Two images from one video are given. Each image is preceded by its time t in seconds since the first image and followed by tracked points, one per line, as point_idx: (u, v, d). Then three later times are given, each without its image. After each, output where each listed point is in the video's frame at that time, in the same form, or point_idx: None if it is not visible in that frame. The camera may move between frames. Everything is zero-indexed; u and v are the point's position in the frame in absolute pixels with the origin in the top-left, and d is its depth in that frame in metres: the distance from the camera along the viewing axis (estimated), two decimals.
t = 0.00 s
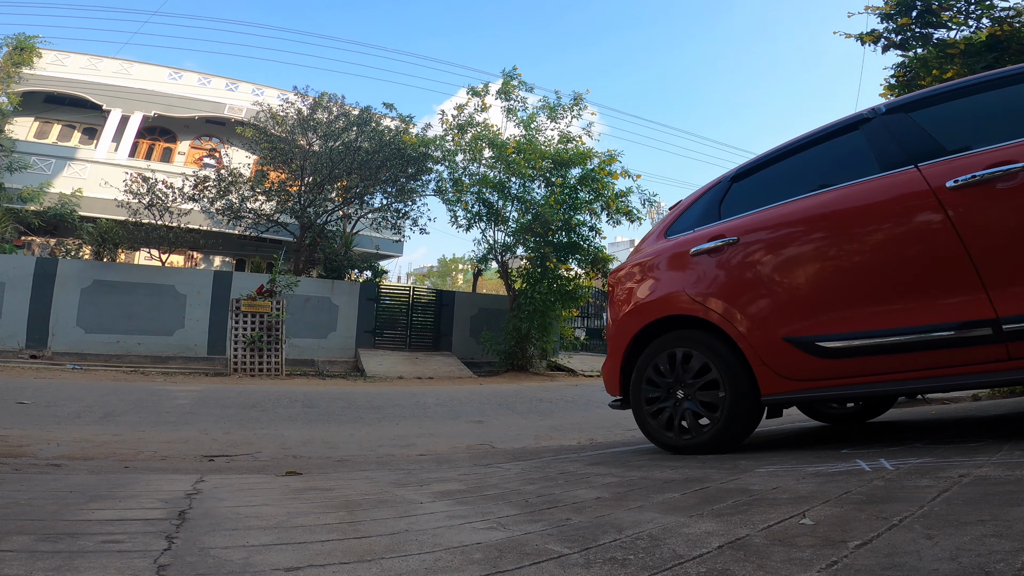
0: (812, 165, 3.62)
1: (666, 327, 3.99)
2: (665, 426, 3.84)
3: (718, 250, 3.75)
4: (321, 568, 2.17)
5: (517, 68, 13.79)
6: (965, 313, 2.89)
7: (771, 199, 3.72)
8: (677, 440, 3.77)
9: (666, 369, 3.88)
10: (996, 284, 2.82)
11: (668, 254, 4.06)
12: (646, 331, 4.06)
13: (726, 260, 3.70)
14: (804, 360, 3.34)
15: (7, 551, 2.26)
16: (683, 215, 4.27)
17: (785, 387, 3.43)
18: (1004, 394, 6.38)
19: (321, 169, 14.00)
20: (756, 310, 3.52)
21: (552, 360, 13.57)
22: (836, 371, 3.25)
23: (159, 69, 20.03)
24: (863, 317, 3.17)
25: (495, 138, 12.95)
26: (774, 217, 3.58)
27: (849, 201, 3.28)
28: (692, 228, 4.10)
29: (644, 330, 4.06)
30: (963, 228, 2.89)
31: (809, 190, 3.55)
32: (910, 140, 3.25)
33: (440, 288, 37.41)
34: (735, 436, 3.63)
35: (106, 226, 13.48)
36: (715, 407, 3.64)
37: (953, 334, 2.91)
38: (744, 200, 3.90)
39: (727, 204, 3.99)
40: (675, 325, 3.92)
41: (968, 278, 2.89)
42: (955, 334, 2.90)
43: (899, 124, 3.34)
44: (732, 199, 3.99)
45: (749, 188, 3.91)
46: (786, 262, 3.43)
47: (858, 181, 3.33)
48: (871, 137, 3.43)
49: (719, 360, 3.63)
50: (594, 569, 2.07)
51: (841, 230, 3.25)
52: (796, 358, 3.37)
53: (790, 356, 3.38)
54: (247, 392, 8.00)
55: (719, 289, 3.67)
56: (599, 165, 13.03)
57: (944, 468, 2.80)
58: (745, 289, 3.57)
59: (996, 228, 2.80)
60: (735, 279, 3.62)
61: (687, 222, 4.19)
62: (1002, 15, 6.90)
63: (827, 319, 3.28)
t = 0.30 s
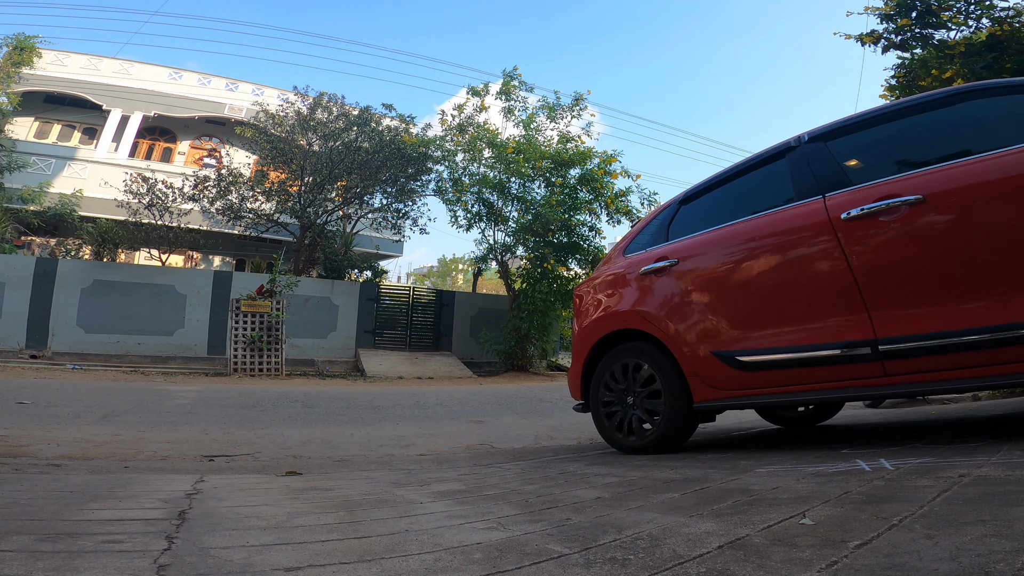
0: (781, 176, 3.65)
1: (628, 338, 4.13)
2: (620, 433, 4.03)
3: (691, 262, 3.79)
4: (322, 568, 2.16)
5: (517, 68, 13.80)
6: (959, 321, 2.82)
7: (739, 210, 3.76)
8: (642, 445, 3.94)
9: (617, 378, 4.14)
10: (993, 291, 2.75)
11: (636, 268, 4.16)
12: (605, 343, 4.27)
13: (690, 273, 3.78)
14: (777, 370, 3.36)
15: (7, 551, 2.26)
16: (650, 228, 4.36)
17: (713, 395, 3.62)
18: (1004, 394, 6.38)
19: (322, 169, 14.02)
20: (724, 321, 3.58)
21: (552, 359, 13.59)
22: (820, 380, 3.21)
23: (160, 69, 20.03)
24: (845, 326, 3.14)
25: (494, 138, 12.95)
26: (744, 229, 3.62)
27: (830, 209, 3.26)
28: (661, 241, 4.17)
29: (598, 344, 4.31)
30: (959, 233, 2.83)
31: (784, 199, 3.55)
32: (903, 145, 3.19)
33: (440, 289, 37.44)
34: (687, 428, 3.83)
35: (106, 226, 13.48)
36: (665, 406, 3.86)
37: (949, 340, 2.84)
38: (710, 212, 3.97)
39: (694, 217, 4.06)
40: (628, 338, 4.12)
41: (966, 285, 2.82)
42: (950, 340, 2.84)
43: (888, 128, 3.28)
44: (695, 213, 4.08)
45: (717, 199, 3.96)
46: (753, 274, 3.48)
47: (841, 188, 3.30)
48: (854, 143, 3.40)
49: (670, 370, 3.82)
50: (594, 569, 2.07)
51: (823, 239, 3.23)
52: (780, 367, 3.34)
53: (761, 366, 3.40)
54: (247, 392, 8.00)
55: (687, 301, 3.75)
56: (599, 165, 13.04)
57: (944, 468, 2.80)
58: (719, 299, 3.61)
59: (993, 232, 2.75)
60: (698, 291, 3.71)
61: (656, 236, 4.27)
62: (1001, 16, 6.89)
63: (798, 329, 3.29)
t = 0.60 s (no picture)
0: (757, 188, 3.74)
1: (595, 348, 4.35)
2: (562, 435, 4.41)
3: (670, 273, 3.90)
4: (321, 568, 2.17)
5: (517, 68, 13.80)
6: (948, 331, 2.84)
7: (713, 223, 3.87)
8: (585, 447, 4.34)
9: (563, 386, 4.51)
10: (983, 300, 2.77)
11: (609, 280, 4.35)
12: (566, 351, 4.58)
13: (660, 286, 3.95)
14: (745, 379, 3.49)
15: (7, 551, 2.26)
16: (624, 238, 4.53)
17: (652, 401, 3.93)
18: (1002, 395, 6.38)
19: (322, 169, 14.01)
20: (694, 331, 3.73)
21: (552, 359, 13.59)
22: (803, 388, 3.26)
23: (160, 69, 20.03)
24: (826, 335, 3.20)
25: (494, 138, 12.95)
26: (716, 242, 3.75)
27: (810, 221, 3.32)
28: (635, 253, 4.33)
29: (551, 352, 4.69)
30: (947, 244, 2.85)
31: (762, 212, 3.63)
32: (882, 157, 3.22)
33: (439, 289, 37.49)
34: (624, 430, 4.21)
35: (106, 226, 13.49)
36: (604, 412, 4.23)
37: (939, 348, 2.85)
38: (680, 225, 4.11)
39: (665, 229, 4.21)
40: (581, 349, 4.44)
41: (960, 294, 2.82)
42: (941, 348, 2.85)
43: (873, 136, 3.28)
44: (664, 225, 4.24)
45: (691, 210, 4.07)
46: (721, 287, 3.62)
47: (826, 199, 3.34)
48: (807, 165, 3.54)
49: (624, 380, 4.08)
50: (593, 569, 2.07)
51: (801, 250, 3.29)
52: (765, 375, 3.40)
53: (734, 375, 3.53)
54: (247, 392, 8.00)
55: (660, 312, 3.91)
56: (599, 165, 13.04)
57: (944, 468, 2.80)
58: (704, 306, 3.69)
59: (980, 242, 2.77)
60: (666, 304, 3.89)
61: (628, 247, 4.45)
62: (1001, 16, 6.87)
63: (769, 340, 3.40)
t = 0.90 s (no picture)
0: (692, 210, 4.05)
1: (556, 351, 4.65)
2: (520, 433, 4.82)
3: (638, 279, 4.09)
4: (321, 568, 2.16)
5: (517, 68, 13.78)
6: (845, 344, 3.10)
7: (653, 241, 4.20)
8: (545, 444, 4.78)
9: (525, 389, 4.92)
10: (876, 317, 3.03)
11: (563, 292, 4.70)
12: (526, 358, 4.97)
13: (604, 300, 4.31)
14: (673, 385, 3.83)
15: (7, 552, 2.26)
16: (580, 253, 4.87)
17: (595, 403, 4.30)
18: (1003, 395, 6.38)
19: (322, 169, 14.01)
20: (632, 343, 4.08)
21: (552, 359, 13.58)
22: (722, 396, 3.57)
23: (160, 69, 20.03)
24: (741, 347, 3.49)
25: (494, 138, 12.95)
26: (652, 261, 4.08)
27: (732, 244, 3.62)
28: (589, 268, 4.67)
29: (514, 357, 5.07)
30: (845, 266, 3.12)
31: (694, 235, 3.95)
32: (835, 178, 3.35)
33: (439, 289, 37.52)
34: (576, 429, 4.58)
35: (106, 226, 13.51)
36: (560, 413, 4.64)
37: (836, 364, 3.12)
38: (627, 242, 4.45)
39: (615, 246, 4.54)
40: (541, 355, 4.84)
41: (902, 306, 2.96)
42: (865, 358, 3.03)
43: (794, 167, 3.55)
44: (614, 241, 4.58)
45: (637, 229, 4.39)
46: (653, 302, 3.95)
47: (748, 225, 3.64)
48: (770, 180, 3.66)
49: (574, 383, 4.47)
50: (594, 569, 2.07)
51: (720, 270, 3.60)
52: (686, 382, 3.73)
53: (664, 382, 3.87)
54: (247, 392, 8.00)
55: (606, 324, 4.25)
56: (599, 166, 13.03)
57: (944, 468, 2.80)
58: (668, 310, 3.86)
59: (874, 265, 3.02)
60: (609, 317, 4.24)
61: (604, 250, 4.65)
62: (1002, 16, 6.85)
63: (693, 351, 3.72)
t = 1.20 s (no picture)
0: (654, 224, 4.33)
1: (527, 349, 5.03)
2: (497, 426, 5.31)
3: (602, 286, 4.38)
4: (321, 568, 2.17)
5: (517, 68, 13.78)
6: (761, 355, 3.38)
7: (618, 251, 4.50)
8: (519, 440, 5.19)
9: (502, 387, 5.36)
10: (786, 331, 3.30)
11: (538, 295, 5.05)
12: (503, 354, 5.36)
13: (570, 304, 4.64)
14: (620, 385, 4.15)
15: (7, 551, 2.26)
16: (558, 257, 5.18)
17: (557, 401, 4.67)
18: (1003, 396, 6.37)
19: (322, 169, 14.01)
20: (589, 345, 4.41)
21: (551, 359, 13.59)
22: (661, 397, 3.88)
23: (160, 69, 20.03)
24: (676, 353, 3.79)
25: (493, 138, 12.96)
26: (613, 270, 4.39)
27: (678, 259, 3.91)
28: (564, 273, 4.98)
29: (493, 353, 5.48)
30: (766, 282, 3.38)
31: (652, 248, 4.23)
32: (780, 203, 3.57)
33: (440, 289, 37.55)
34: (545, 423, 4.96)
35: (106, 226, 13.52)
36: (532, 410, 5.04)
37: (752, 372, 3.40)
38: (597, 251, 4.75)
39: (587, 253, 4.85)
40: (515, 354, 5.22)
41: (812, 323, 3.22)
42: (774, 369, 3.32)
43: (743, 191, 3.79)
44: (587, 248, 4.88)
45: (606, 238, 4.68)
46: (608, 309, 4.27)
47: (696, 242, 3.91)
48: (725, 200, 3.89)
49: (541, 380, 4.83)
50: (594, 569, 2.07)
51: (665, 282, 3.89)
52: (633, 383, 4.05)
53: (614, 382, 4.19)
54: (247, 392, 8.00)
55: (572, 327, 4.56)
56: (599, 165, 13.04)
57: (944, 467, 2.80)
58: (622, 316, 4.16)
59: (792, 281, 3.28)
60: (572, 321, 4.57)
61: (583, 253, 4.92)
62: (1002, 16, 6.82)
63: (639, 355, 4.03)
